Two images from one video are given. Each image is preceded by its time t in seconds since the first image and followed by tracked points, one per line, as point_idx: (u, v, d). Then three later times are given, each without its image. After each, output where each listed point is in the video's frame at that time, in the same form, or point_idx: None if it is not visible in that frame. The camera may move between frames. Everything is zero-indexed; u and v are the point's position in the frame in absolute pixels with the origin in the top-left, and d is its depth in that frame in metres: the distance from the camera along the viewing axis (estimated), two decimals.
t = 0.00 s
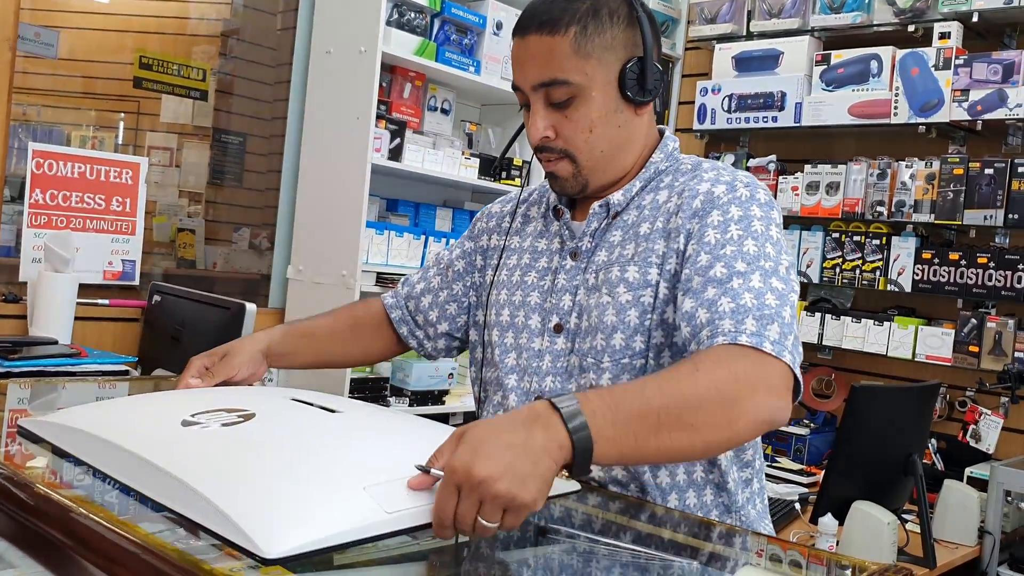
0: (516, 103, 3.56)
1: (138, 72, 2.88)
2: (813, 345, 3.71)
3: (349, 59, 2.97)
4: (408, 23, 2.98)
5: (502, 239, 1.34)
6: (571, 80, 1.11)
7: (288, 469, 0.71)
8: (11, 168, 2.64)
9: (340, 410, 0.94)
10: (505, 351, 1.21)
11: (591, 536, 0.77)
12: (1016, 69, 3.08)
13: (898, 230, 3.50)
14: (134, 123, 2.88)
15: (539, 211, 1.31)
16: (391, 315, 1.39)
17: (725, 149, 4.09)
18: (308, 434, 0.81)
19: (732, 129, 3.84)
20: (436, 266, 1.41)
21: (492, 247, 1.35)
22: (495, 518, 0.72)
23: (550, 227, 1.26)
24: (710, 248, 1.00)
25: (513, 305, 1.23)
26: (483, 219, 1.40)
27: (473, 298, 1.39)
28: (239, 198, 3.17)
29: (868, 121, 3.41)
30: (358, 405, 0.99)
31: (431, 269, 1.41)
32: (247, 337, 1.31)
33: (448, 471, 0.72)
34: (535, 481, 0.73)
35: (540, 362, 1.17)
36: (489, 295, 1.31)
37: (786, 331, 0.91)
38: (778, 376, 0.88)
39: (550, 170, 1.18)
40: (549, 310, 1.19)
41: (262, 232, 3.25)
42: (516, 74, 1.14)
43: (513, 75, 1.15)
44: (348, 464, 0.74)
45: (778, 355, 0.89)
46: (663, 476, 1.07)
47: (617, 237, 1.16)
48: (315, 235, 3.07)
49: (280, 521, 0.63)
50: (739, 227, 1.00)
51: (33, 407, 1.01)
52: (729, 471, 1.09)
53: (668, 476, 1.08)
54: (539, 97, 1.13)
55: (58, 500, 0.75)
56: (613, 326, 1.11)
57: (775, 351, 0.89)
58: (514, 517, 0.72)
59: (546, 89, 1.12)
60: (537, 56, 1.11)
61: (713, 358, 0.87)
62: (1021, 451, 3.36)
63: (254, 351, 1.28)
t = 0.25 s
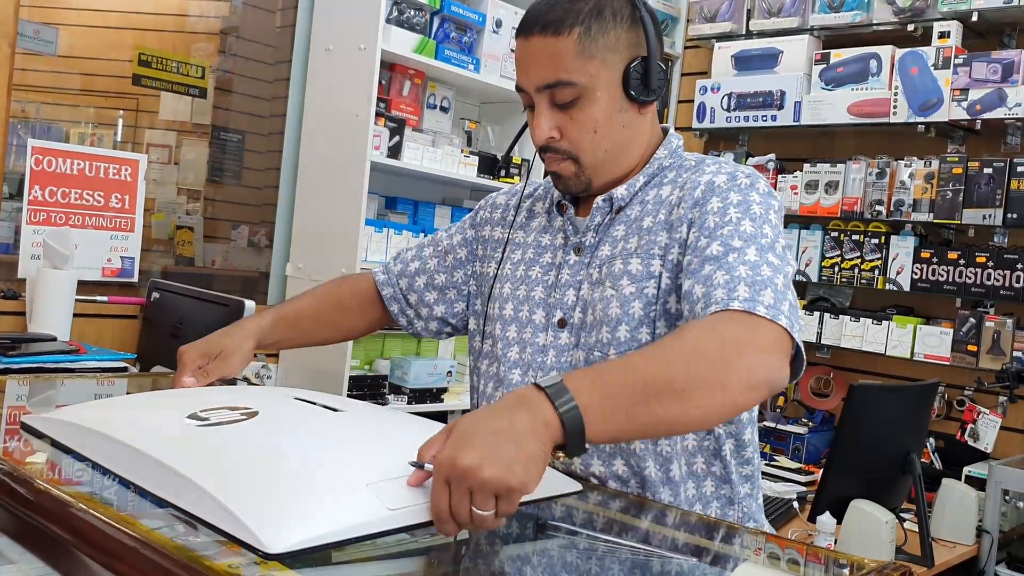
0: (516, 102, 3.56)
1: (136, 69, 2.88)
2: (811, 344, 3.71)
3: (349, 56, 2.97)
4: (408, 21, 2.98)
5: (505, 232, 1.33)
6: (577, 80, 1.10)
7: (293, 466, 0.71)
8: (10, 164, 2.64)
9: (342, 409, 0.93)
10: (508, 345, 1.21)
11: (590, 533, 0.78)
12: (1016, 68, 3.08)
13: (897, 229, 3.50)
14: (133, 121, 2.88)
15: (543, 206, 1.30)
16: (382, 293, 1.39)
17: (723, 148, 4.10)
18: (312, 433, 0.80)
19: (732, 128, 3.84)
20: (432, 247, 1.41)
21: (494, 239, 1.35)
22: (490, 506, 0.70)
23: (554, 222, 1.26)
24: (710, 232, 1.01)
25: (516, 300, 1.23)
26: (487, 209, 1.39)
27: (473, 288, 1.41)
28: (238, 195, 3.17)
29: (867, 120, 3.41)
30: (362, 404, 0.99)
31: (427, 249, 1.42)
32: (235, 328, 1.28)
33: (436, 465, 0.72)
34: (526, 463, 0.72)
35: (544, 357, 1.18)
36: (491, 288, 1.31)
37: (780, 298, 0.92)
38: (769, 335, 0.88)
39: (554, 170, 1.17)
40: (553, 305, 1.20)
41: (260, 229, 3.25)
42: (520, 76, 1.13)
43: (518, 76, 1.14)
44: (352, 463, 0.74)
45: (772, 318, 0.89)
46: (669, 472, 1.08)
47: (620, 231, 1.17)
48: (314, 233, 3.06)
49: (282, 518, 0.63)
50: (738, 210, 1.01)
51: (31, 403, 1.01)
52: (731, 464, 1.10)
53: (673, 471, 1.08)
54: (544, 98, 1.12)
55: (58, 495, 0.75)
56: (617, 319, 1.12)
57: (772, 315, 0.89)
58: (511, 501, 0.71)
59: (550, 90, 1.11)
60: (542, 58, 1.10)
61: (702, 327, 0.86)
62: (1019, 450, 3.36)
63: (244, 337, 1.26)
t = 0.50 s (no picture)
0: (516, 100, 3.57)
1: (136, 66, 2.88)
2: (809, 344, 3.72)
3: (348, 54, 2.97)
4: (407, 20, 2.98)
5: (506, 227, 1.34)
6: (577, 87, 1.10)
7: (294, 463, 0.71)
8: (9, 162, 2.64)
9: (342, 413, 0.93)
10: (510, 340, 1.22)
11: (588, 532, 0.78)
12: (1014, 69, 3.09)
13: (895, 229, 3.51)
14: (133, 118, 2.88)
15: (546, 204, 1.30)
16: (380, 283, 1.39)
17: (723, 147, 4.10)
18: (315, 433, 0.81)
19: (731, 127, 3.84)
20: (433, 237, 1.42)
21: (496, 234, 1.36)
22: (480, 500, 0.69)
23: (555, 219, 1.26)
24: (705, 221, 1.01)
25: (517, 296, 1.23)
26: (490, 203, 1.39)
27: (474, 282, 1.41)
28: (237, 194, 3.17)
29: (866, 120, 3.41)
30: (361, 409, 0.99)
31: (426, 237, 1.42)
32: (226, 322, 1.27)
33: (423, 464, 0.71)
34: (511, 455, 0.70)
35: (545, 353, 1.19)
36: (492, 282, 1.32)
37: (768, 274, 0.92)
38: (745, 302, 0.88)
39: (557, 175, 1.18)
40: (553, 301, 1.20)
41: (260, 228, 3.24)
42: (521, 84, 1.13)
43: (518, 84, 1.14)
44: (354, 462, 0.74)
45: (757, 292, 0.89)
46: (669, 467, 1.07)
47: (621, 228, 1.17)
48: (312, 230, 3.06)
49: (283, 510, 0.63)
50: (733, 200, 1.01)
51: (29, 400, 1.01)
52: (725, 456, 1.11)
53: (672, 466, 1.07)
54: (544, 105, 1.12)
55: (57, 493, 0.74)
56: (619, 313, 1.12)
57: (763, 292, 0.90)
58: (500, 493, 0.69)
59: (550, 98, 1.11)
60: (542, 64, 1.10)
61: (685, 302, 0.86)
62: (1017, 450, 3.37)
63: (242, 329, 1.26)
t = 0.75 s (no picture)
0: (515, 100, 3.57)
1: (135, 65, 2.88)
2: (808, 344, 3.72)
3: (347, 54, 2.97)
4: (406, 19, 2.98)
5: (508, 228, 1.34)
6: (581, 84, 1.11)
7: (296, 471, 0.71)
8: (7, 161, 2.64)
9: (341, 418, 0.93)
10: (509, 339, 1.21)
11: (585, 531, 0.77)
12: (1013, 69, 3.09)
13: (894, 229, 3.51)
14: (132, 117, 2.88)
15: (548, 205, 1.30)
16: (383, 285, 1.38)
17: (722, 147, 4.10)
18: (315, 438, 0.80)
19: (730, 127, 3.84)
20: (437, 244, 1.42)
21: (498, 235, 1.36)
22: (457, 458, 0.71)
23: (556, 219, 1.26)
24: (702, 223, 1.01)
25: (519, 294, 1.22)
26: (492, 206, 1.39)
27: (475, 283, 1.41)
28: (236, 193, 3.17)
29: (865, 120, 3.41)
30: (358, 414, 0.99)
31: (431, 245, 1.42)
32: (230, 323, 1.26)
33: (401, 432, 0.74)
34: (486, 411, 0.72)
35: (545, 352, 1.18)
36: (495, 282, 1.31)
37: (756, 279, 0.93)
38: (724, 299, 0.89)
39: (561, 176, 1.19)
40: (553, 300, 1.19)
41: (260, 227, 3.24)
42: (526, 81, 1.14)
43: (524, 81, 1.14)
44: (353, 470, 0.74)
45: (736, 287, 0.90)
46: (666, 464, 1.07)
47: (621, 227, 1.16)
48: (310, 229, 3.07)
49: (280, 520, 0.63)
50: (728, 201, 1.01)
51: (27, 399, 1.01)
52: (721, 455, 1.10)
53: (670, 464, 1.07)
54: (549, 102, 1.13)
55: (54, 492, 0.73)
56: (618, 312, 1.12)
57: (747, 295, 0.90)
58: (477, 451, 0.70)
59: (555, 94, 1.12)
60: (547, 63, 1.11)
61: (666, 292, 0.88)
62: (1015, 450, 3.37)
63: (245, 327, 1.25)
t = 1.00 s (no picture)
0: (515, 100, 3.57)
1: (135, 64, 2.88)
2: (807, 344, 3.73)
3: (346, 53, 2.97)
4: (406, 19, 2.98)
5: (508, 233, 1.34)
6: (581, 83, 1.12)
7: (293, 471, 0.71)
8: (6, 159, 2.64)
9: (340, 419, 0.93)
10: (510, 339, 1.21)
11: (583, 531, 0.77)
12: (1012, 70, 3.09)
13: (893, 229, 3.51)
14: (131, 116, 2.88)
15: (546, 207, 1.30)
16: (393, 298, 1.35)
17: (721, 147, 4.10)
18: (315, 439, 0.80)
19: (729, 127, 3.84)
20: (441, 256, 1.40)
21: (499, 240, 1.36)
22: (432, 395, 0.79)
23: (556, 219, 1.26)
24: (707, 228, 1.01)
25: (519, 295, 1.22)
26: (491, 213, 1.39)
27: (480, 290, 1.39)
28: (235, 192, 3.17)
29: (865, 121, 3.41)
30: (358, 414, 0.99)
31: (435, 260, 1.39)
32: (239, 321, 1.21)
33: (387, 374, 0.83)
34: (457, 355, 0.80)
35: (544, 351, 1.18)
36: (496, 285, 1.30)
37: (770, 295, 0.95)
38: (748, 322, 0.91)
39: (558, 171, 1.19)
40: (554, 299, 1.19)
41: (259, 226, 3.20)
42: (525, 78, 1.15)
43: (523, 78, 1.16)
44: (350, 471, 0.74)
45: (751, 305, 0.92)
46: (665, 463, 1.07)
47: (621, 226, 1.16)
48: (310, 229, 3.07)
49: (279, 520, 0.63)
50: (733, 206, 1.02)
51: (26, 398, 1.01)
52: (722, 457, 1.10)
53: (668, 463, 1.07)
54: (548, 100, 1.15)
55: (53, 492, 0.73)
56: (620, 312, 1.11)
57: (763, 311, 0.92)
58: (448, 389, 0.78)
59: (555, 93, 1.14)
60: (547, 62, 1.13)
61: (687, 305, 0.89)
62: (1013, 450, 3.37)
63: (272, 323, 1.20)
